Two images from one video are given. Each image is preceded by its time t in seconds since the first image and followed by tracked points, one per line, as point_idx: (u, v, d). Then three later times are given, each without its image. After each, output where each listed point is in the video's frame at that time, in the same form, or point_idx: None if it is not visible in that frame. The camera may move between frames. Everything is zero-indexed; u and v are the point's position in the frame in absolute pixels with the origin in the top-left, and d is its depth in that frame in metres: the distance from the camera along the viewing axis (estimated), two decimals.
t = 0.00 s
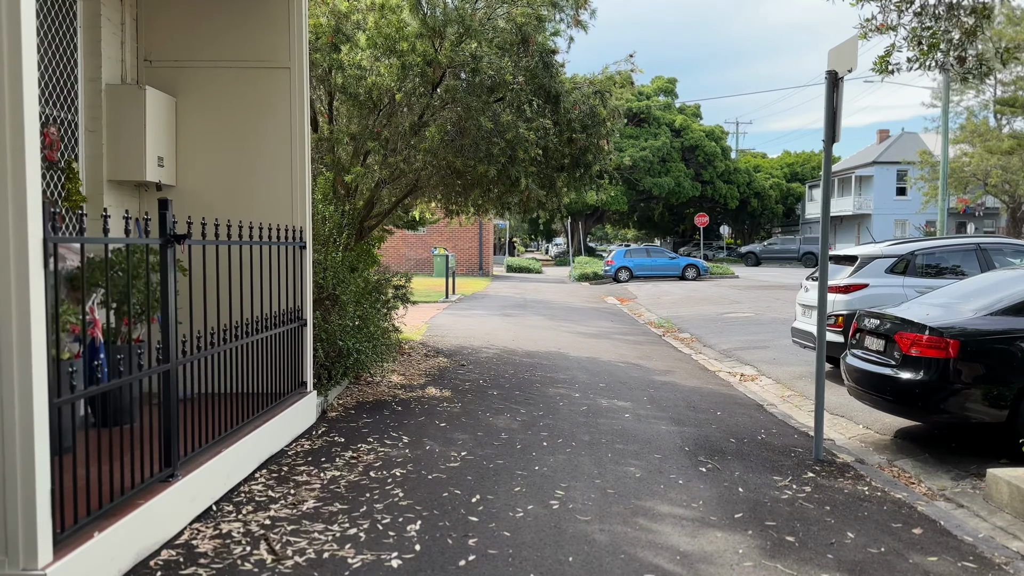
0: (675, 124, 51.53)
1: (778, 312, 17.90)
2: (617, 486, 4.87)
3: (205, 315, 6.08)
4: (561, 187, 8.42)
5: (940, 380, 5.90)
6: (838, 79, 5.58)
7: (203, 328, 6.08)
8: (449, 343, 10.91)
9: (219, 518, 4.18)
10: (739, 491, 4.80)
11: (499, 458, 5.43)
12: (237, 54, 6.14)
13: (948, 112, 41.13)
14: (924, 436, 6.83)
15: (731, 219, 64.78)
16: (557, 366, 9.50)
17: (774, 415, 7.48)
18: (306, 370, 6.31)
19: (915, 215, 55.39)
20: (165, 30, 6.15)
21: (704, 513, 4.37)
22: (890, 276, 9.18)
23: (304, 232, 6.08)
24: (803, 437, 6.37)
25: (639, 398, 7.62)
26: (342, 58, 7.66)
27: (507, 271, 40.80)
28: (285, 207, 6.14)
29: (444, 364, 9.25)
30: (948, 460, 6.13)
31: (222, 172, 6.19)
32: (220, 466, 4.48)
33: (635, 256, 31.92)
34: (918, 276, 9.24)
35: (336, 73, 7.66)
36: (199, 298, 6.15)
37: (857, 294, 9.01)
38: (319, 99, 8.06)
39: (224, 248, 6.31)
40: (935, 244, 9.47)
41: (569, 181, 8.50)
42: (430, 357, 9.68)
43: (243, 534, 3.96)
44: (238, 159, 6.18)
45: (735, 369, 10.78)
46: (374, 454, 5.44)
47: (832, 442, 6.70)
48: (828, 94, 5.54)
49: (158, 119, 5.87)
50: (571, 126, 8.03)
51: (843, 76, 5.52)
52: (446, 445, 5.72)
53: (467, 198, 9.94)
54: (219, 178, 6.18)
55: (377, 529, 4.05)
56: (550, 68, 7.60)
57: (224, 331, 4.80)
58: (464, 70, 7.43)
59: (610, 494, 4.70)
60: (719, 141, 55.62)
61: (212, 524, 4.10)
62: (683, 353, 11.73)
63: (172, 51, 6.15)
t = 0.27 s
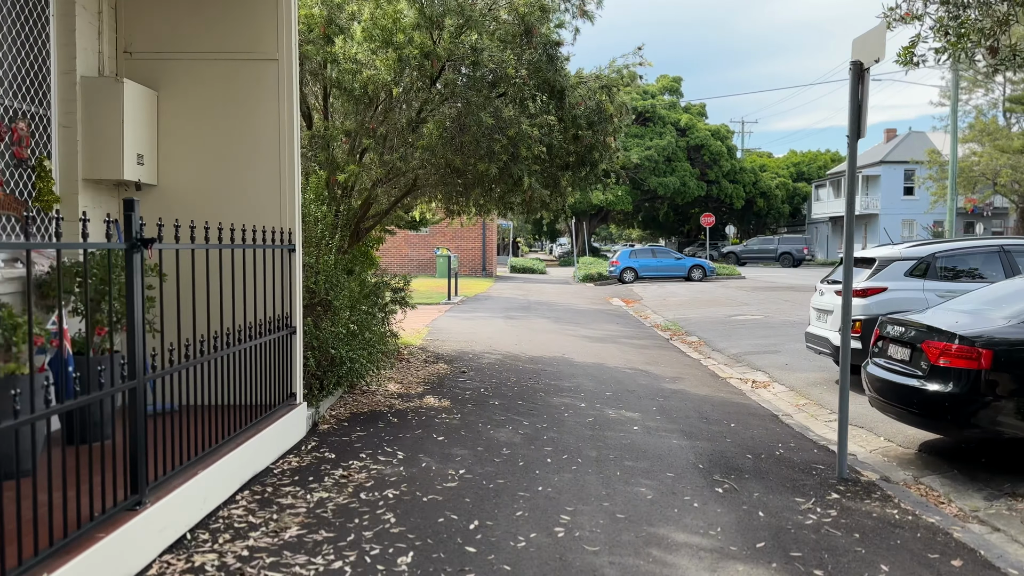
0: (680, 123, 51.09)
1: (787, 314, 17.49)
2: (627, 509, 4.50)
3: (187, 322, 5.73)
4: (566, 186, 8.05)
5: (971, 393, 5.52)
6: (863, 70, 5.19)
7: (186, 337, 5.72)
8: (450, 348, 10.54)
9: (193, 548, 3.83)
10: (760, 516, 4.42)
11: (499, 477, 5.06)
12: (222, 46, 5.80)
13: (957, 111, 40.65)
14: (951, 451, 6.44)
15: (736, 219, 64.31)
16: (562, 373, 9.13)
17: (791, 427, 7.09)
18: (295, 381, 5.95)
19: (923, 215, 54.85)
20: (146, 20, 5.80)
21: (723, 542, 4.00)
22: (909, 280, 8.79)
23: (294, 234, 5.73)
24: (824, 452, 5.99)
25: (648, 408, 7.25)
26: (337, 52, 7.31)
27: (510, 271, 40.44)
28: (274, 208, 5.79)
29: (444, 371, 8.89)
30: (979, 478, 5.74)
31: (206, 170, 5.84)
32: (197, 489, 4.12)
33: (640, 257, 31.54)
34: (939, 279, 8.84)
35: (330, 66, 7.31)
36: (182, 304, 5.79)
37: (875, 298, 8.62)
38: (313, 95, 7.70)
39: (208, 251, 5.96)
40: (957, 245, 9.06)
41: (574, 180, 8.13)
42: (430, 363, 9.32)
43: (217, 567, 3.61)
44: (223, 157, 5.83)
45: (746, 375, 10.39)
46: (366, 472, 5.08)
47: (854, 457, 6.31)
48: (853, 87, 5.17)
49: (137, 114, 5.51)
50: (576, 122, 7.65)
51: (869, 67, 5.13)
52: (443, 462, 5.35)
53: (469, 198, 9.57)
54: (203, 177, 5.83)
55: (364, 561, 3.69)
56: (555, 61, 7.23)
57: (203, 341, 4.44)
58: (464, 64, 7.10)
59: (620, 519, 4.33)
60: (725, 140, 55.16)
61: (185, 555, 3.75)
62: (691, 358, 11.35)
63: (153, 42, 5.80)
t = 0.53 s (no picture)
0: (684, 121, 50.69)
1: (796, 313, 17.12)
2: (639, 523, 4.15)
3: (169, 321, 5.40)
4: (570, 179, 7.70)
5: (1006, 396, 5.15)
6: (891, 50, 4.82)
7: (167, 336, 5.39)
8: (451, 348, 10.19)
9: (163, 570, 3.49)
10: (783, 532, 4.07)
11: (501, 487, 4.71)
12: (206, 28, 5.45)
13: (964, 108, 40.20)
14: (980, 457, 6.07)
15: (741, 218, 63.87)
16: (566, 374, 8.77)
17: (808, 431, 6.74)
18: (284, 384, 5.61)
19: (929, 213, 54.37)
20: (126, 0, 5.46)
21: (746, 562, 3.65)
22: (929, 277, 8.42)
23: (283, 227, 5.39)
24: (846, 459, 5.63)
25: (658, 411, 6.89)
26: (330, 38, 6.99)
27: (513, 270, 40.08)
28: (261, 200, 5.46)
29: (444, 372, 8.54)
30: (1013, 487, 5.38)
31: (190, 159, 5.51)
32: (170, 504, 3.78)
33: (644, 255, 31.17)
34: (960, 276, 8.46)
35: (323, 53, 6.96)
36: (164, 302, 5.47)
37: (893, 296, 8.26)
38: (306, 83, 7.37)
39: (192, 246, 5.63)
40: (979, 240, 8.66)
41: (579, 173, 7.76)
42: (430, 363, 8.97)
43: None
44: (208, 146, 5.49)
45: (757, 376, 10.02)
46: (357, 482, 4.73)
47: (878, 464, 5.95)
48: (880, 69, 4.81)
49: (115, 99, 5.17)
50: (582, 112, 7.27)
51: (897, 47, 4.76)
52: (441, 470, 5.01)
53: (470, 192, 9.21)
54: (187, 167, 5.50)
55: None
56: (559, 46, 6.88)
57: (180, 342, 4.11)
58: (463, 49, 6.77)
59: (632, 535, 3.98)
60: (729, 138, 54.73)
61: None
62: (700, 358, 10.99)
63: (133, 24, 5.47)
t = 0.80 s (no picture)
0: (687, 120, 50.33)
1: (802, 315, 16.76)
2: (648, 552, 3.81)
3: (146, 329, 5.07)
4: (573, 178, 7.37)
5: None
6: (918, 40, 4.51)
7: (144, 344, 5.07)
8: (449, 353, 9.86)
9: None
10: (806, 562, 3.73)
11: (499, 509, 4.38)
12: (185, 16, 5.12)
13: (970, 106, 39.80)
14: (1007, 473, 5.73)
15: (744, 217, 63.49)
16: (569, 381, 8.44)
17: (823, 444, 6.39)
18: (269, 396, 5.28)
19: (934, 213, 53.95)
20: None
21: None
22: (947, 280, 8.06)
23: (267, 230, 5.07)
24: (867, 476, 5.29)
25: (665, 422, 6.56)
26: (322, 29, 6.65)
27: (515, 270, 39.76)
28: (244, 200, 5.14)
29: (441, 377, 8.21)
30: None
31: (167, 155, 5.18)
32: (134, 534, 3.47)
33: (647, 255, 30.82)
34: (979, 279, 8.08)
35: (314, 46, 6.72)
36: (140, 307, 5.14)
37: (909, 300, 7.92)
38: (296, 76, 7.04)
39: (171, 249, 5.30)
40: (1000, 241, 8.25)
41: (582, 172, 7.43)
42: (428, 368, 8.65)
43: None
44: (189, 143, 5.17)
45: (766, 383, 9.68)
46: (343, 504, 4.41)
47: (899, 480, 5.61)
48: (907, 59, 4.49)
49: (88, 92, 4.84)
50: (584, 107, 6.95)
51: (925, 36, 4.45)
52: (434, 490, 4.67)
53: (468, 191, 8.89)
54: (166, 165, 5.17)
55: None
56: (561, 37, 6.57)
57: (150, 354, 3.79)
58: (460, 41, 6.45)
59: (640, 566, 3.65)
60: (732, 137, 54.32)
61: None
62: (706, 363, 10.64)
63: (109, 12, 5.13)
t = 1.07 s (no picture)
0: (689, 117, 49.96)
1: (807, 313, 16.43)
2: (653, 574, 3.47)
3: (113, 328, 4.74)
4: (572, 169, 7.03)
5: None
6: (946, 15, 4.16)
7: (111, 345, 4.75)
8: (444, 353, 9.52)
9: None
10: None
11: (490, 523, 4.04)
12: None
13: (975, 103, 39.45)
14: None
15: (746, 215, 63.11)
16: (568, 382, 8.10)
17: (836, 449, 6.05)
18: (246, 401, 4.94)
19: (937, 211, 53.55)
20: None
21: None
22: (963, 277, 7.73)
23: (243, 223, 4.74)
24: (885, 485, 4.96)
25: (669, 426, 6.22)
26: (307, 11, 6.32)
27: (514, 268, 39.42)
28: (219, 191, 4.81)
29: (435, 378, 7.88)
30: None
31: (137, 140, 4.84)
32: (81, 557, 3.15)
33: (648, 254, 30.47)
34: (997, 276, 7.76)
35: (300, 30, 6.44)
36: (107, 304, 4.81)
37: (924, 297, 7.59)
38: (281, 61, 6.70)
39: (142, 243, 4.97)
40: (1017, 237, 7.95)
41: (582, 163, 7.09)
42: (421, 369, 8.32)
43: None
44: (159, 129, 4.83)
45: (773, 384, 9.34)
46: (321, 519, 4.08)
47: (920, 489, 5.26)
48: (934, 37, 4.15)
49: (49, 73, 4.51)
50: (584, 95, 6.61)
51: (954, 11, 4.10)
52: (422, 501, 4.34)
53: (464, 185, 8.54)
54: (135, 153, 4.84)
55: None
56: (559, 20, 6.25)
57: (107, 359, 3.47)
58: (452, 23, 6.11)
59: None
60: (734, 134, 53.95)
61: None
62: (711, 363, 10.30)
63: None
